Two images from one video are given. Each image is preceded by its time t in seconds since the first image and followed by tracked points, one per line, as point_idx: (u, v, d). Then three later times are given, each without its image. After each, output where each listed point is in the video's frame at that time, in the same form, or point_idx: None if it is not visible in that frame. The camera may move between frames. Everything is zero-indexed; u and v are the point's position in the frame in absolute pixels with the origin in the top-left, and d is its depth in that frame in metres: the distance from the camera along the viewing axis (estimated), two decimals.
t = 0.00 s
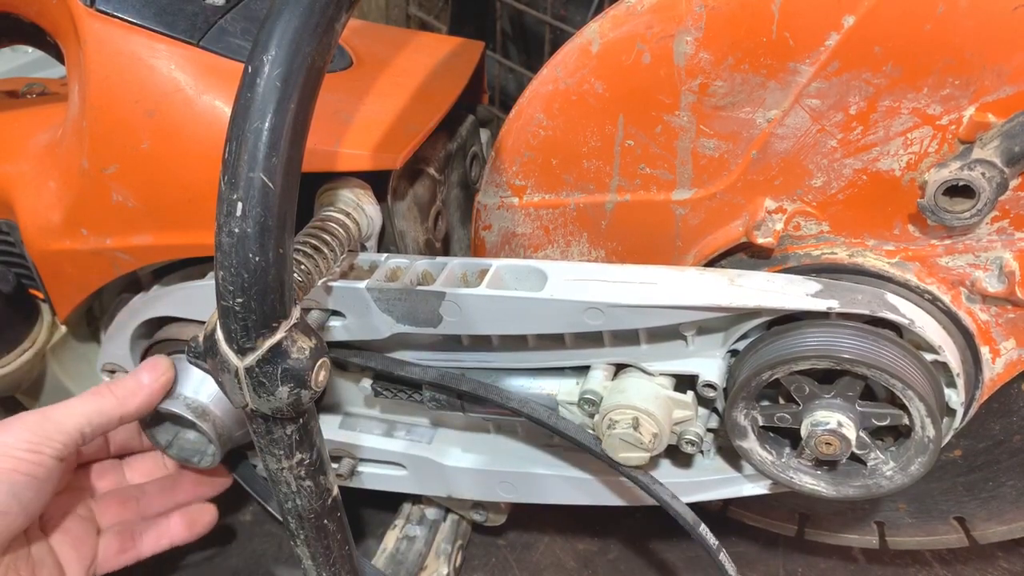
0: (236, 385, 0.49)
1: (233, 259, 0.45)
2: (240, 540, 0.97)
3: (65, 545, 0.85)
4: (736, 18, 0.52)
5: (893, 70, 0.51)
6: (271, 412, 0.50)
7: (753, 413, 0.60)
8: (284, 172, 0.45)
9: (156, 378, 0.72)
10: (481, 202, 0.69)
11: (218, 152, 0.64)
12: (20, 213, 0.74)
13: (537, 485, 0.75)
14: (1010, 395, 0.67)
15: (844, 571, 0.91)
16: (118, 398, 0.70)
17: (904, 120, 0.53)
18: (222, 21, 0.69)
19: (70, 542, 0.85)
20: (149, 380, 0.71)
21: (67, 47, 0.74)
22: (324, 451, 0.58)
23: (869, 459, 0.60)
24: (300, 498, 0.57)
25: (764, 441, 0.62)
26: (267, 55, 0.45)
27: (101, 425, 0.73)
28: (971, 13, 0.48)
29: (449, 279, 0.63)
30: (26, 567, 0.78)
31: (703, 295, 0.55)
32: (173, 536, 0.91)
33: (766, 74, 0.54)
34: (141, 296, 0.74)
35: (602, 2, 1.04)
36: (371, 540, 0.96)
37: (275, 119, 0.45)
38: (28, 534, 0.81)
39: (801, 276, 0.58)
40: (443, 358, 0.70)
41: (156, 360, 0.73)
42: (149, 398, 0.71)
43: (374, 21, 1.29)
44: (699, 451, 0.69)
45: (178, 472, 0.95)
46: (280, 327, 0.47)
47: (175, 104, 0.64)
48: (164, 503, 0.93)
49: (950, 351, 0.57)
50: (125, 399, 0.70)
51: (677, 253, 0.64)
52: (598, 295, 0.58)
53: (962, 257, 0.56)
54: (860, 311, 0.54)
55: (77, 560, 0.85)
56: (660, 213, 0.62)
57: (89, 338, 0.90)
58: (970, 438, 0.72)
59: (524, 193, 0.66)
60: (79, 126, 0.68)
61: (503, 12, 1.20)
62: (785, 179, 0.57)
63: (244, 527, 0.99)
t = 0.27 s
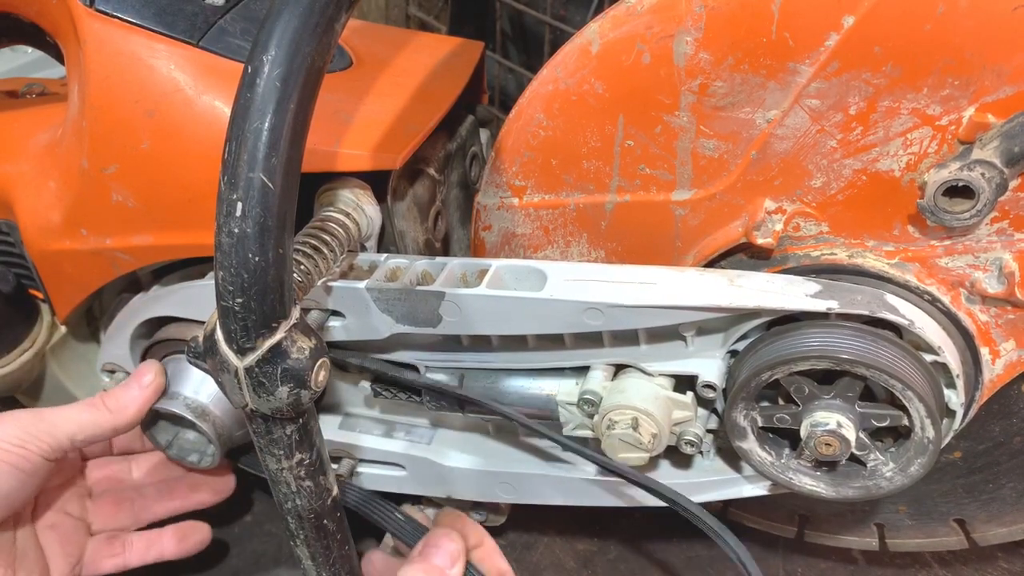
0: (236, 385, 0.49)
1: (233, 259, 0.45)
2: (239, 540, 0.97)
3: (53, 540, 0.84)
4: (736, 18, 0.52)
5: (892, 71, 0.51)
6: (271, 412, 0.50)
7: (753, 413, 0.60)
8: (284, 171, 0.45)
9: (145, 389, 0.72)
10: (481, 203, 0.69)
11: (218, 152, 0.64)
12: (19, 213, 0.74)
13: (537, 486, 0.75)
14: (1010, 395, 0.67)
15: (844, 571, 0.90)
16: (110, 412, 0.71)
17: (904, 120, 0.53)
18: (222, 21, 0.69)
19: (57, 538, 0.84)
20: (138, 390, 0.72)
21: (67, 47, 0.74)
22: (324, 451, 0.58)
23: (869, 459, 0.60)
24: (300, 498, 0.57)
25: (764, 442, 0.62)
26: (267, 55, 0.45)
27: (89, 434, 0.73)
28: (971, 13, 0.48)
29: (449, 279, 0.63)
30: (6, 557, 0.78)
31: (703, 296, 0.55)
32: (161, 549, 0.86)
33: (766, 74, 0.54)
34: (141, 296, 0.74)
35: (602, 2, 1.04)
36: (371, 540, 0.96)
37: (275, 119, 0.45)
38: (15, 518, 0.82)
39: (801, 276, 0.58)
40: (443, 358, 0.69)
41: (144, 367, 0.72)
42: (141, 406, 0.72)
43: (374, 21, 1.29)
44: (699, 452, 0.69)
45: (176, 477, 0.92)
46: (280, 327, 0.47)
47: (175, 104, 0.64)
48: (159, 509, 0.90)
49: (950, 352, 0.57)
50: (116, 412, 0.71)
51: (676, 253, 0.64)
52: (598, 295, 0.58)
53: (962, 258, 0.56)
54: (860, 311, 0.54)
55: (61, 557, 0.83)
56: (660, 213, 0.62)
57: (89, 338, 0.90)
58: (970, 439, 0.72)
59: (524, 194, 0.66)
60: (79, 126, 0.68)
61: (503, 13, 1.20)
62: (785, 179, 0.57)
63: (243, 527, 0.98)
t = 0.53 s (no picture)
0: (236, 385, 0.49)
1: (233, 259, 0.45)
2: (240, 540, 0.97)
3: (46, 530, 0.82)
4: (736, 18, 0.52)
5: (893, 70, 0.51)
6: (271, 412, 0.50)
7: (753, 412, 0.60)
8: (284, 171, 0.45)
9: (139, 391, 0.71)
10: (481, 202, 0.69)
11: (218, 152, 0.64)
12: (20, 213, 0.74)
13: (537, 485, 0.75)
14: (1010, 394, 0.67)
15: (845, 571, 0.90)
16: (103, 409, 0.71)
17: (904, 120, 0.53)
18: (222, 21, 0.69)
19: (49, 528, 0.82)
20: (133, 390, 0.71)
21: (67, 46, 0.74)
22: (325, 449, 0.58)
23: (869, 459, 0.60)
24: (301, 498, 0.57)
25: (764, 441, 0.62)
26: (267, 55, 0.45)
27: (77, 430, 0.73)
28: (971, 13, 0.48)
29: (449, 279, 0.63)
30: None
31: (703, 295, 0.55)
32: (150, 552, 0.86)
33: (766, 73, 0.54)
34: (141, 296, 0.74)
35: (602, 2, 1.04)
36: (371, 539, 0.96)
37: (275, 119, 0.45)
38: (10, 498, 0.81)
39: (801, 276, 0.58)
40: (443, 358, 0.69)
41: (141, 372, 0.73)
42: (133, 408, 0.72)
43: (374, 20, 1.29)
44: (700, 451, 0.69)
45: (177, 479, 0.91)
46: (280, 327, 0.47)
47: (175, 104, 0.64)
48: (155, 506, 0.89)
49: (950, 351, 0.57)
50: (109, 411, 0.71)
51: (677, 253, 0.64)
52: (598, 295, 0.58)
53: (962, 257, 0.56)
54: (860, 310, 0.54)
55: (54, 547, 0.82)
56: (660, 212, 0.62)
57: (89, 338, 0.90)
58: (970, 438, 0.72)
59: (525, 193, 0.66)
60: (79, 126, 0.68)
61: (503, 12, 1.20)
62: (785, 179, 0.57)
63: (244, 527, 0.98)
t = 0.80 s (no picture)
0: (236, 385, 0.49)
1: (233, 258, 0.45)
2: (240, 540, 0.97)
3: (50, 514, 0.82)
4: (736, 18, 0.52)
5: (893, 69, 0.51)
6: (271, 412, 0.50)
7: (753, 411, 0.60)
8: (284, 171, 0.45)
9: (172, 361, 0.71)
10: (482, 202, 0.69)
11: (219, 151, 0.64)
12: (19, 213, 0.74)
13: (537, 484, 0.75)
14: (1010, 393, 0.67)
15: (845, 570, 0.90)
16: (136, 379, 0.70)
17: (904, 119, 0.53)
18: (222, 21, 0.69)
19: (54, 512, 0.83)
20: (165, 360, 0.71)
21: (67, 46, 0.74)
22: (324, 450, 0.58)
23: (869, 458, 0.60)
24: (301, 498, 0.57)
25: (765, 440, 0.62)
26: (267, 55, 0.45)
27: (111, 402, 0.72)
28: (971, 12, 0.48)
29: (449, 279, 0.63)
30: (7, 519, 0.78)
31: (703, 295, 0.55)
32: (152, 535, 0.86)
33: (766, 73, 0.54)
34: (142, 296, 0.74)
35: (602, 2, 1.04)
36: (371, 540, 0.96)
37: (275, 118, 0.45)
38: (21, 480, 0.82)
39: (801, 275, 0.58)
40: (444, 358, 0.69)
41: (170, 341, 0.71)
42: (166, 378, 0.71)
43: (373, 20, 1.29)
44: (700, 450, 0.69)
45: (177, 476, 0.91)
46: (280, 327, 0.47)
47: (175, 104, 0.64)
48: (160, 500, 0.89)
49: (950, 350, 0.57)
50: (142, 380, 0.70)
51: (677, 253, 0.64)
52: (599, 294, 0.58)
53: (962, 256, 0.56)
54: (860, 309, 0.54)
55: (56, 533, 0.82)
56: (660, 212, 0.62)
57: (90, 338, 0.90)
58: (970, 437, 0.72)
59: (525, 193, 0.66)
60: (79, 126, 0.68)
61: (503, 12, 1.20)
62: (785, 178, 0.57)
63: (244, 527, 0.98)
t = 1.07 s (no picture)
0: (236, 385, 0.49)
1: (233, 259, 0.45)
2: (240, 540, 0.97)
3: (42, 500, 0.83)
4: (736, 17, 0.52)
5: (893, 69, 0.51)
6: (271, 412, 0.50)
7: (753, 411, 0.60)
8: (284, 171, 0.45)
9: (173, 376, 0.69)
10: (481, 202, 0.69)
11: (219, 152, 0.64)
12: (19, 213, 0.74)
13: (537, 484, 0.75)
14: (1010, 393, 0.67)
15: (845, 570, 0.90)
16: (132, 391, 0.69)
17: (904, 119, 0.53)
18: (222, 21, 0.69)
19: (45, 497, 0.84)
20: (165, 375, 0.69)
21: (67, 46, 0.74)
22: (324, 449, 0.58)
23: (869, 457, 0.60)
24: (301, 498, 0.57)
25: (765, 440, 0.62)
26: (267, 55, 0.45)
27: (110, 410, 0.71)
28: (971, 12, 0.48)
29: (449, 279, 0.63)
30: None
31: (703, 295, 0.55)
32: (143, 519, 0.85)
33: (767, 73, 0.54)
34: (142, 296, 0.74)
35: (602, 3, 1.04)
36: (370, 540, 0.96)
37: (275, 118, 0.45)
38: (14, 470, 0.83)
39: (801, 275, 0.58)
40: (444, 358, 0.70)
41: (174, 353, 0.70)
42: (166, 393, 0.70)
43: (373, 20, 1.29)
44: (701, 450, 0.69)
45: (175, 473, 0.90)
46: (280, 327, 0.47)
47: (175, 104, 0.64)
48: (152, 487, 0.89)
49: (950, 350, 0.57)
50: (140, 394, 0.69)
51: (677, 252, 0.64)
52: (598, 294, 0.58)
53: (962, 256, 0.56)
54: (860, 309, 0.54)
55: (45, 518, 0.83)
56: (660, 212, 0.62)
57: (90, 338, 0.90)
58: (970, 437, 0.72)
59: (525, 193, 0.66)
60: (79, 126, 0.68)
61: (503, 12, 1.20)
62: (785, 178, 0.57)
63: (244, 527, 0.98)
